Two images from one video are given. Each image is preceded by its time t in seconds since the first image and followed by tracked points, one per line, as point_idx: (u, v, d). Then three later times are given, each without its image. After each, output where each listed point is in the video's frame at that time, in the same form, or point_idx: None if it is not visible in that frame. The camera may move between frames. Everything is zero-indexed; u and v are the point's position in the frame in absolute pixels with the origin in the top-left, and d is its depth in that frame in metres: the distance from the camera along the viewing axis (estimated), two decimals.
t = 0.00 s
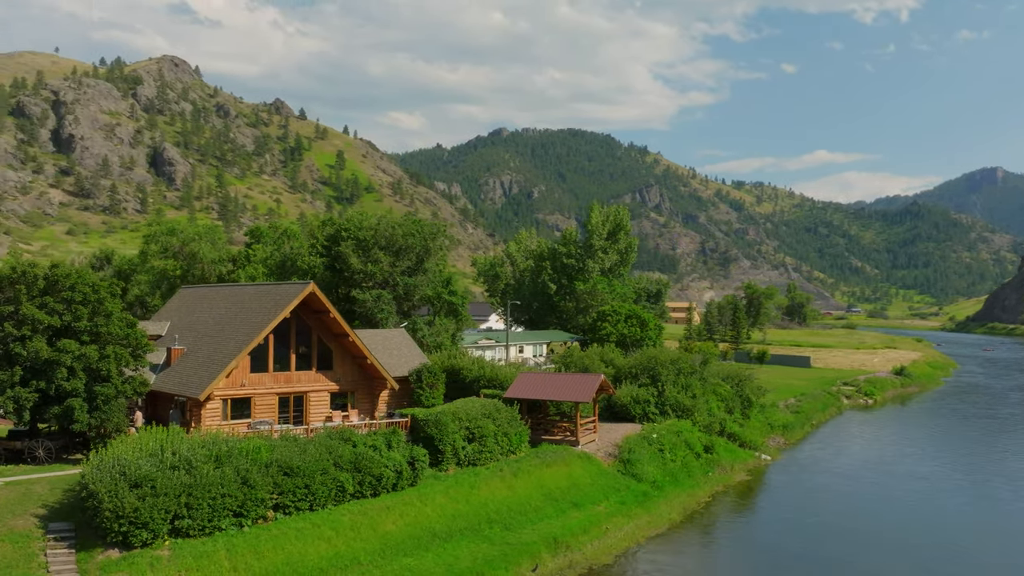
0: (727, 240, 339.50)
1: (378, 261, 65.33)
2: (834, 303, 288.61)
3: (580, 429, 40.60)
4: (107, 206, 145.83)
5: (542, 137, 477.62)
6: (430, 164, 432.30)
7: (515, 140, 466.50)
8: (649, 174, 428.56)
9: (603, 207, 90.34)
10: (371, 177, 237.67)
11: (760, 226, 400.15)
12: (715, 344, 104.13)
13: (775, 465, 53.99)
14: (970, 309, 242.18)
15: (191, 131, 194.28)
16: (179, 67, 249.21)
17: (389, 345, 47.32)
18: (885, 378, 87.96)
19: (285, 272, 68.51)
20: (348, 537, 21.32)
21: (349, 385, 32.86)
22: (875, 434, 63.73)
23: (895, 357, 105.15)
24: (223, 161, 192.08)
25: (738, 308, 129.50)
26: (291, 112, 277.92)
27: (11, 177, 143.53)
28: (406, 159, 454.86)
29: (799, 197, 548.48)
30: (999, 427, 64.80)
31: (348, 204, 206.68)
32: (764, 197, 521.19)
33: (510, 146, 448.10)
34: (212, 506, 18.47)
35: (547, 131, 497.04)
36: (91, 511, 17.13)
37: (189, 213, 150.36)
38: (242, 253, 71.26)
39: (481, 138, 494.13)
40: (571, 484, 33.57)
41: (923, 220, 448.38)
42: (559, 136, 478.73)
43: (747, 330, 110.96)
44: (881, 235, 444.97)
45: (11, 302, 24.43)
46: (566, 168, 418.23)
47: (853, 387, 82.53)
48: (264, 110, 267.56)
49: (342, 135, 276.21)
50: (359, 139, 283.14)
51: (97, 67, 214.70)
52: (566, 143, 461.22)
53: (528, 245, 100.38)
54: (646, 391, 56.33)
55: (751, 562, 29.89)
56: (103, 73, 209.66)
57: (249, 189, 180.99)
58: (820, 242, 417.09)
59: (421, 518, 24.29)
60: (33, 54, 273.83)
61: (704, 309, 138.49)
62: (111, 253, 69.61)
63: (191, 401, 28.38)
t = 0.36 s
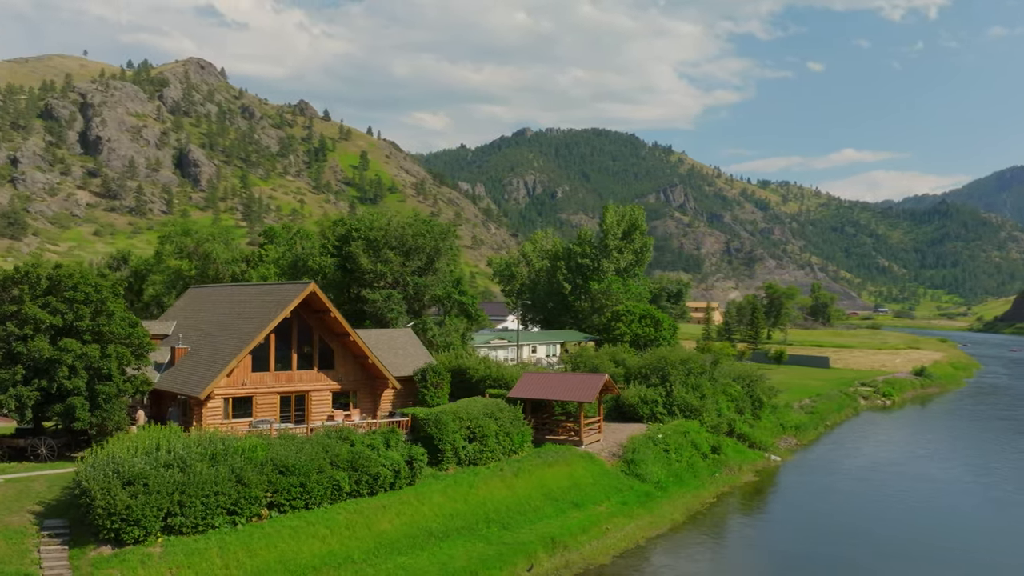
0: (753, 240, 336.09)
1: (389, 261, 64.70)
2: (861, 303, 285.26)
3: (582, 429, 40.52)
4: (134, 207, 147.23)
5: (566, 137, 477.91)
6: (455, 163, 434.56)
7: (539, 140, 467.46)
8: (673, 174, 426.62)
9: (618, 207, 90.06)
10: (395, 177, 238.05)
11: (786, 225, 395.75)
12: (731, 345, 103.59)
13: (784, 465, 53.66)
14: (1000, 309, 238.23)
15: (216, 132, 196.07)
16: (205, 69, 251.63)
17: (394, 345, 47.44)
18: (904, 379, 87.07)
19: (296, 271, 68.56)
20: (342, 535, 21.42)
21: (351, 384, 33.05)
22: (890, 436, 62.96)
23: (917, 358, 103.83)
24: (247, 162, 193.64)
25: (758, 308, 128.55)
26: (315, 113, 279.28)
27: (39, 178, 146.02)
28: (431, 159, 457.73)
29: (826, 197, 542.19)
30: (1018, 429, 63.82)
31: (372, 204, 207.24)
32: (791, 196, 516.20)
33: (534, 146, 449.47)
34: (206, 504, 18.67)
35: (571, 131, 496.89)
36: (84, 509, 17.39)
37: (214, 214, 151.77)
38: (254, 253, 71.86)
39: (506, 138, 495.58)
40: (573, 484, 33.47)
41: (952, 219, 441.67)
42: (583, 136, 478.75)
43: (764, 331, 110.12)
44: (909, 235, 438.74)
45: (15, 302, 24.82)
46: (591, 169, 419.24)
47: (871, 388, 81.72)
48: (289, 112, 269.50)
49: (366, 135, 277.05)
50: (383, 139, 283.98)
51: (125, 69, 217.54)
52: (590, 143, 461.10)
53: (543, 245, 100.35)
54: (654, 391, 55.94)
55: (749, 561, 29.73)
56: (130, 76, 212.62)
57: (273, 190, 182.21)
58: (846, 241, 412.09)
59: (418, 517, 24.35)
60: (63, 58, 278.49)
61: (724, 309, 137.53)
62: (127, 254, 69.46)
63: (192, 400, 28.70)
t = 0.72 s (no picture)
0: (779, 239, 332.46)
1: (397, 260, 64.37)
2: (890, 303, 281.76)
3: (587, 430, 40.38)
4: (162, 208, 148.28)
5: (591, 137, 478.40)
6: (481, 164, 436.57)
7: (565, 140, 468.51)
8: (699, 173, 424.09)
9: (634, 206, 89.76)
10: (419, 178, 238.33)
11: (813, 225, 391.16)
12: (750, 345, 102.91)
13: (796, 466, 53.17)
14: None
15: (243, 133, 198.03)
16: (232, 72, 254.03)
17: (402, 345, 47.51)
18: (925, 380, 86.01)
19: (310, 270, 68.79)
20: (338, 534, 21.51)
21: (355, 383, 33.20)
22: (909, 437, 62.21)
23: (942, 358, 102.30)
24: (274, 163, 195.10)
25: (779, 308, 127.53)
26: (341, 114, 280.95)
27: (69, 180, 148.64)
28: (458, 159, 460.52)
29: (855, 196, 535.34)
30: None
31: (397, 204, 207.75)
32: (819, 195, 510.22)
33: (559, 146, 450.77)
34: (200, 502, 18.85)
35: (596, 131, 496.27)
36: (79, 507, 17.62)
37: (240, 215, 153.24)
38: (269, 253, 72.49)
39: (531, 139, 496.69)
40: (575, 483, 33.35)
41: (983, 219, 433.84)
42: (609, 135, 478.82)
43: (782, 330, 109.09)
44: (940, 234, 431.81)
45: (20, 301, 25.19)
46: (617, 168, 420.72)
47: (891, 389, 80.81)
48: (315, 113, 271.20)
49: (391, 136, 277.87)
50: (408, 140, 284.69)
51: (154, 72, 220.55)
52: (616, 143, 460.62)
53: (558, 246, 100.04)
54: (663, 391, 55.51)
55: (752, 560, 29.51)
56: (159, 79, 215.63)
57: (299, 191, 183.53)
58: (875, 241, 406.44)
59: (416, 517, 24.38)
60: (93, 61, 282.98)
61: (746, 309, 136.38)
62: (146, 254, 68.94)
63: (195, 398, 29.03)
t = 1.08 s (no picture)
0: (808, 237, 327.94)
1: (409, 259, 64.30)
2: (920, 303, 277.67)
3: (593, 430, 40.24)
4: (190, 210, 150.49)
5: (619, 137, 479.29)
6: (509, 164, 439.50)
7: (592, 140, 470.10)
8: (727, 173, 421.12)
9: (650, 207, 89.65)
10: (445, 178, 238.46)
11: (841, 224, 385.85)
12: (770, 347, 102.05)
13: (808, 468, 52.67)
14: None
15: (269, 135, 199.76)
16: (259, 74, 256.47)
17: (410, 344, 47.63)
18: (948, 381, 84.75)
19: (323, 271, 69.06)
20: (335, 532, 21.64)
21: (359, 382, 33.41)
22: (929, 439, 61.38)
23: (969, 359, 100.47)
24: (300, 164, 196.37)
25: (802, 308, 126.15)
26: (366, 115, 282.15)
27: (99, 181, 150.47)
28: (485, 160, 463.17)
29: (886, 195, 527.62)
30: None
31: (422, 205, 208.30)
32: (848, 194, 503.78)
33: (586, 146, 452.55)
34: (195, 500, 19.09)
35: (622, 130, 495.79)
36: (76, 504, 17.92)
37: (266, 216, 154.53)
38: (284, 253, 73.02)
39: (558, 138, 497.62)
40: (579, 483, 33.27)
41: (1017, 218, 425.50)
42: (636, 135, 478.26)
43: (803, 331, 107.99)
44: (972, 233, 424.32)
45: (26, 301, 25.60)
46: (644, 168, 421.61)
47: (912, 390, 79.74)
48: (341, 113, 272.65)
49: (417, 137, 278.38)
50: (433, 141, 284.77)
51: (182, 75, 223.09)
52: (643, 143, 460.23)
53: (574, 245, 99.81)
54: (673, 392, 55.08)
55: (755, 561, 29.33)
56: (187, 81, 218.19)
57: (324, 192, 184.53)
58: (907, 240, 399.95)
59: (414, 516, 24.46)
60: (123, 64, 286.79)
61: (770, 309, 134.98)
62: (165, 253, 68.79)
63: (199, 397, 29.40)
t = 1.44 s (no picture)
0: (836, 237, 323.24)
1: (420, 259, 64.38)
2: (951, 303, 273.51)
3: (598, 429, 40.18)
4: (218, 211, 152.40)
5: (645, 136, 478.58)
6: (536, 164, 440.78)
7: (618, 140, 470.27)
8: (756, 172, 417.84)
9: (667, 207, 89.43)
10: (470, 178, 238.68)
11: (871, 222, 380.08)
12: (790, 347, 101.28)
13: (820, 469, 52.15)
14: None
15: (296, 137, 201.27)
16: (286, 75, 258.81)
17: (418, 345, 47.79)
18: (969, 381, 83.66)
19: (336, 272, 69.21)
20: (331, 530, 21.78)
21: (363, 382, 33.58)
22: (948, 440, 60.63)
23: (996, 360, 98.79)
24: (327, 166, 197.51)
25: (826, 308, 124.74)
26: (393, 116, 282.93)
27: (128, 183, 152.36)
28: (511, 159, 464.74)
29: (917, 194, 519.94)
30: None
31: (448, 206, 209.03)
32: (878, 193, 497.24)
33: (613, 146, 452.91)
34: (190, 499, 19.35)
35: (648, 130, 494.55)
36: (73, 501, 18.26)
37: (293, 216, 156.01)
38: (299, 253, 73.50)
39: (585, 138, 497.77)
40: (582, 483, 33.21)
41: None
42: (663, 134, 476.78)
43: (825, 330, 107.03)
44: (1004, 232, 416.82)
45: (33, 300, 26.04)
46: (671, 168, 421.53)
47: (933, 391, 78.78)
48: (367, 114, 274.04)
49: (442, 137, 278.96)
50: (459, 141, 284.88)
51: (210, 77, 225.49)
52: (669, 142, 458.82)
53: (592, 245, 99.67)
54: (683, 392, 54.76)
55: (758, 561, 29.14)
56: (216, 83, 220.47)
57: (350, 192, 185.54)
58: (938, 239, 393.41)
59: (412, 514, 24.53)
60: (153, 66, 290.33)
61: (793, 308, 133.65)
62: (183, 254, 68.92)
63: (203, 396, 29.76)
